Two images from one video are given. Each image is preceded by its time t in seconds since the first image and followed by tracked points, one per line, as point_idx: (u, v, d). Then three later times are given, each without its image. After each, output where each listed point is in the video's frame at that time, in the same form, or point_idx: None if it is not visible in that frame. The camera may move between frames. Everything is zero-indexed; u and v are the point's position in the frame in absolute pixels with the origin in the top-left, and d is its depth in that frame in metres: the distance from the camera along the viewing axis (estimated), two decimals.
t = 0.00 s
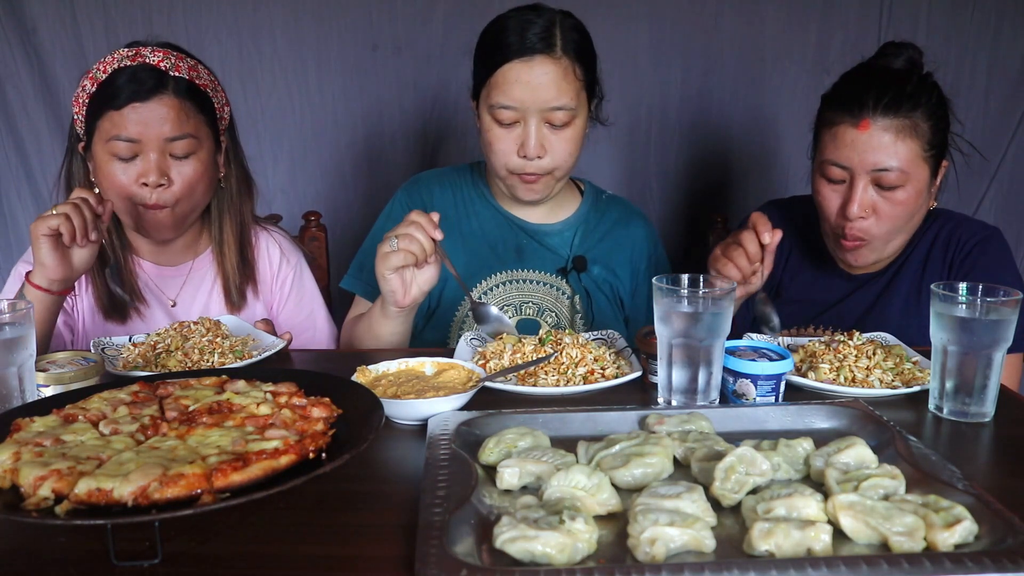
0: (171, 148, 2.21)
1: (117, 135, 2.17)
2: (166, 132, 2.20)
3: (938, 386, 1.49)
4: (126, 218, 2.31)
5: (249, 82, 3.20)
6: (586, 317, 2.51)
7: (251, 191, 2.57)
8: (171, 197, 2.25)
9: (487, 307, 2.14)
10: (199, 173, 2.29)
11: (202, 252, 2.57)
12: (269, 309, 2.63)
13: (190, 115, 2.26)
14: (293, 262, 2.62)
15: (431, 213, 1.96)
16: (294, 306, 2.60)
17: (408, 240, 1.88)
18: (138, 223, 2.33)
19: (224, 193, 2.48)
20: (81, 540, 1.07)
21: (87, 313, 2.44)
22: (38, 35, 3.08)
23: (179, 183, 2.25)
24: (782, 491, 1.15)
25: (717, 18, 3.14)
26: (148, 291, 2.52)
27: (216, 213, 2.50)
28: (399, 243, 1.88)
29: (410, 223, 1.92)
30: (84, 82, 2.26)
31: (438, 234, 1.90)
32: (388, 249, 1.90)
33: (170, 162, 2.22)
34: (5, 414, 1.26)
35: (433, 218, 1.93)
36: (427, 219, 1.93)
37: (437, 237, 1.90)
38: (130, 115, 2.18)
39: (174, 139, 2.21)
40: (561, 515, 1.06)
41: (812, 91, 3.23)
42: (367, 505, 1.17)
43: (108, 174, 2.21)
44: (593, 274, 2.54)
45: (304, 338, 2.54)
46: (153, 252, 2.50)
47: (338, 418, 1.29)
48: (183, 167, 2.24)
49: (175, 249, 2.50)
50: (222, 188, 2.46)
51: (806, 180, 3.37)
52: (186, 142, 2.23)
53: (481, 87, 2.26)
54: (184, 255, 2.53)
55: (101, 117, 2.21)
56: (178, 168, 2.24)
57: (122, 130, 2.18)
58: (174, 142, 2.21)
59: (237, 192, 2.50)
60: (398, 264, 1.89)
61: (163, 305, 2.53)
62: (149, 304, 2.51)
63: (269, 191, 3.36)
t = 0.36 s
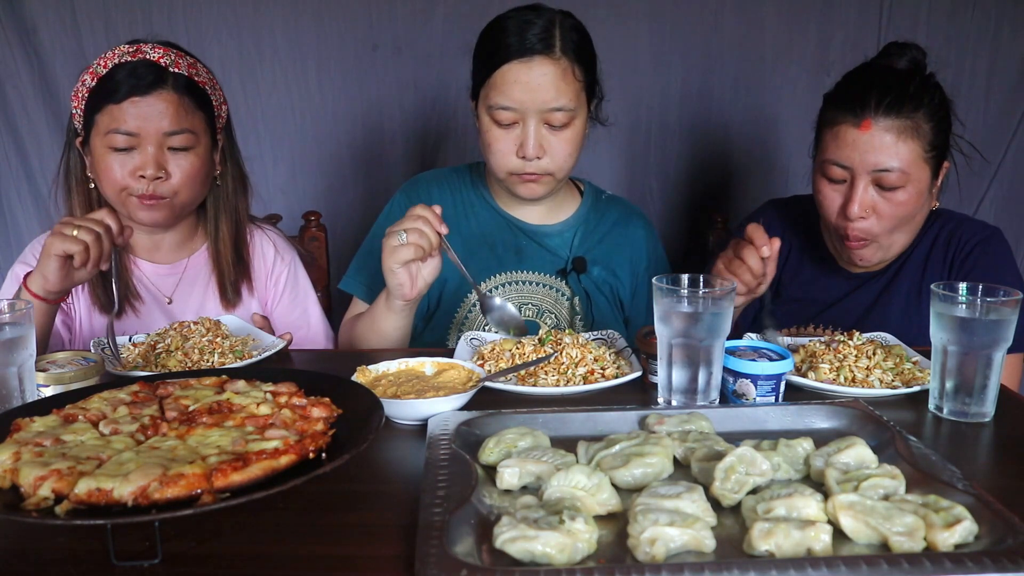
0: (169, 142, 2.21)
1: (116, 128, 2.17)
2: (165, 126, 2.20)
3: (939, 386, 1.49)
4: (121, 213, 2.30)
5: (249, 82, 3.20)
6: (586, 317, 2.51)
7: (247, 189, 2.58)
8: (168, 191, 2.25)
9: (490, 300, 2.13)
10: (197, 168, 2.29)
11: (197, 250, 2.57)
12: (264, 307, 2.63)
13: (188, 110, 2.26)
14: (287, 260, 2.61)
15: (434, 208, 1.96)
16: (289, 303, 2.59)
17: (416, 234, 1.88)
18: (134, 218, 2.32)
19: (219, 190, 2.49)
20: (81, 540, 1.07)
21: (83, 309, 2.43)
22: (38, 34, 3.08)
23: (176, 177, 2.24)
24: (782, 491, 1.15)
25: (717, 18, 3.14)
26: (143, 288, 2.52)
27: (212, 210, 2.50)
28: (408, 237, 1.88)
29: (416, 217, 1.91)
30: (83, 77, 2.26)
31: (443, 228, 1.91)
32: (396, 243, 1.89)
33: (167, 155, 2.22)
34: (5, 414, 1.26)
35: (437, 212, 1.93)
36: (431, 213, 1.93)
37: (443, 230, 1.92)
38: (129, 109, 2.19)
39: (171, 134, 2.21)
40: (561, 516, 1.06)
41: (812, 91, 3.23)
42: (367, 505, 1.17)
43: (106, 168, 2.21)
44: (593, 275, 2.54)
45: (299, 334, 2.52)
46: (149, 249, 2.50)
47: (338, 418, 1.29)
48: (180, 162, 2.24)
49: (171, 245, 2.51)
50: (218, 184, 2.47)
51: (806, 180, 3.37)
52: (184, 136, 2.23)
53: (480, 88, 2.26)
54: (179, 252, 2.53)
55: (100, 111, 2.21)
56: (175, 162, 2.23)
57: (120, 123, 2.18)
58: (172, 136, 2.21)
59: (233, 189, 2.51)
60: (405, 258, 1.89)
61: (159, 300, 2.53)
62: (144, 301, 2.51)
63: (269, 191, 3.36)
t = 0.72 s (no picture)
0: (168, 136, 2.22)
1: (116, 121, 2.18)
2: (164, 121, 2.21)
3: (939, 386, 1.49)
4: (119, 209, 2.30)
5: (249, 82, 3.20)
6: (586, 318, 2.51)
7: (246, 189, 2.58)
8: (166, 186, 2.25)
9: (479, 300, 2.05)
10: (196, 163, 2.28)
11: (197, 249, 2.56)
12: (263, 305, 2.63)
13: (188, 106, 2.26)
14: (286, 258, 2.61)
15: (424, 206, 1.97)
16: (287, 300, 2.59)
17: (399, 233, 1.89)
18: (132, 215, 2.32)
19: (218, 190, 2.50)
20: (82, 540, 1.07)
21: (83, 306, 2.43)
22: (38, 34, 3.08)
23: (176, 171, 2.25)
24: (782, 491, 1.15)
25: (717, 18, 3.14)
26: (142, 284, 2.52)
27: (211, 210, 2.51)
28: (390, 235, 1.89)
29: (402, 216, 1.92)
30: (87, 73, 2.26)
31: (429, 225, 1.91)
32: (380, 240, 1.90)
33: (165, 150, 2.22)
34: (5, 414, 1.26)
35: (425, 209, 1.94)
36: (420, 210, 1.94)
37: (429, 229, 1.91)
38: (129, 103, 2.19)
39: (171, 128, 2.21)
40: (561, 515, 1.06)
41: (812, 91, 3.23)
42: (367, 505, 1.17)
43: (105, 162, 2.21)
44: (593, 275, 2.54)
45: (298, 332, 2.52)
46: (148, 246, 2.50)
47: (338, 418, 1.29)
48: (179, 156, 2.24)
49: (170, 242, 2.51)
50: (216, 185, 2.48)
51: (806, 180, 3.37)
52: (183, 131, 2.24)
53: (480, 88, 2.26)
54: (178, 250, 2.54)
55: (102, 106, 2.21)
56: (173, 156, 2.23)
57: (121, 117, 2.19)
58: (171, 130, 2.22)
59: (232, 189, 2.51)
60: (390, 255, 1.90)
61: (158, 297, 2.53)
62: (144, 297, 2.51)
63: (269, 190, 3.36)
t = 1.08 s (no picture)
0: (173, 133, 2.22)
1: (122, 117, 2.18)
2: (169, 118, 2.21)
3: (938, 386, 1.49)
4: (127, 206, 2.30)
5: (249, 82, 3.20)
6: (586, 318, 2.51)
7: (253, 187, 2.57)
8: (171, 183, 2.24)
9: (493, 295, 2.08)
10: (200, 161, 2.28)
11: (201, 248, 2.56)
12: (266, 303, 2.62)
13: (194, 103, 2.26)
14: (290, 256, 2.64)
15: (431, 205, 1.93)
16: (291, 297, 2.59)
17: (406, 236, 1.87)
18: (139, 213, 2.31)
19: (225, 189, 2.50)
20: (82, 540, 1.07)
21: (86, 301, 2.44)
22: (38, 35, 3.08)
23: (180, 168, 2.24)
24: (782, 491, 1.15)
25: (717, 18, 3.14)
26: (144, 283, 2.49)
27: (218, 209, 2.51)
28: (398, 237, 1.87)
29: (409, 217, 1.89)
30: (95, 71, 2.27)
31: (436, 225, 1.88)
32: (389, 243, 1.89)
33: (171, 146, 2.22)
34: (5, 414, 1.26)
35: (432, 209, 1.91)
36: (427, 210, 1.91)
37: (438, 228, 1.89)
38: (135, 99, 2.19)
39: (176, 125, 2.22)
40: (561, 515, 1.06)
41: (812, 91, 3.23)
42: (367, 505, 1.17)
43: (111, 159, 2.21)
44: (594, 275, 2.54)
45: (299, 331, 2.52)
46: (150, 245, 2.49)
47: (338, 418, 1.29)
48: (184, 153, 2.24)
49: (174, 241, 2.49)
50: (223, 185, 2.47)
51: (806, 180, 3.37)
52: (188, 128, 2.24)
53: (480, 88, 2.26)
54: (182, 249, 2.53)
55: (108, 102, 2.22)
56: (179, 153, 2.23)
57: (127, 113, 2.19)
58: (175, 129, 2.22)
59: (238, 189, 2.51)
60: (399, 257, 1.88)
61: (161, 296, 2.51)
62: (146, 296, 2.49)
63: (269, 191, 3.36)
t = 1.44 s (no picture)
0: (176, 128, 2.25)
1: (127, 117, 2.19)
2: (173, 112, 2.24)
3: (938, 386, 1.49)
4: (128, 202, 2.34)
5: (249, 82, 3.20)
6: (586, 313, 2.54)
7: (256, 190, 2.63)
8: (176, 180, 2.30)
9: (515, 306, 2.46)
10: (203, 158, 2.33)
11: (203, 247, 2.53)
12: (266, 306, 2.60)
13: (198, 101, 2.29)
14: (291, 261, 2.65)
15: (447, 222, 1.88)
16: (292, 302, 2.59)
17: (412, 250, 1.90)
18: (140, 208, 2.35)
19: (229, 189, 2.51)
20: (82, 540, 1.07)
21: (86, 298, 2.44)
22: (38, 34, 3.08)
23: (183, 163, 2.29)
24: (782, 491, 1.15)
25: (717, 18, 3.15)
26: (143, 275, 2.47)
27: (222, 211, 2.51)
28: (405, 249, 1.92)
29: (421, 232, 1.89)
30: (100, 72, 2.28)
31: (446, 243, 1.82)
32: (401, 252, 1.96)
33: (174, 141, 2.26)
34: (6, 414, 1.26)
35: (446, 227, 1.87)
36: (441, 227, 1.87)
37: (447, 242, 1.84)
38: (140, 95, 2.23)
39: (178, 121, 2.24)
40: (561, 516, 1.06)
41: (812, 91, 3.23)
42: (367, 504, 1.17)
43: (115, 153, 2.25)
44: (594, 269, 2.54)
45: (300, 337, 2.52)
46: (153, 240, 2.46)
47: (338, 418, 1.29)
48: (187, 148, 2.28)
49: (176, 240, 2.48)
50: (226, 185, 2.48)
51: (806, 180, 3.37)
52: (193, 129, 2.26)
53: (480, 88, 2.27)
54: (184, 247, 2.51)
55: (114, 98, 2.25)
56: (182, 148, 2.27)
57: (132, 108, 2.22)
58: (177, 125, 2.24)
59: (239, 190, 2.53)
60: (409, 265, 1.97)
61: (160, 287, 2.49)
62: (144, 288, 2.47)
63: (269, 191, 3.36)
